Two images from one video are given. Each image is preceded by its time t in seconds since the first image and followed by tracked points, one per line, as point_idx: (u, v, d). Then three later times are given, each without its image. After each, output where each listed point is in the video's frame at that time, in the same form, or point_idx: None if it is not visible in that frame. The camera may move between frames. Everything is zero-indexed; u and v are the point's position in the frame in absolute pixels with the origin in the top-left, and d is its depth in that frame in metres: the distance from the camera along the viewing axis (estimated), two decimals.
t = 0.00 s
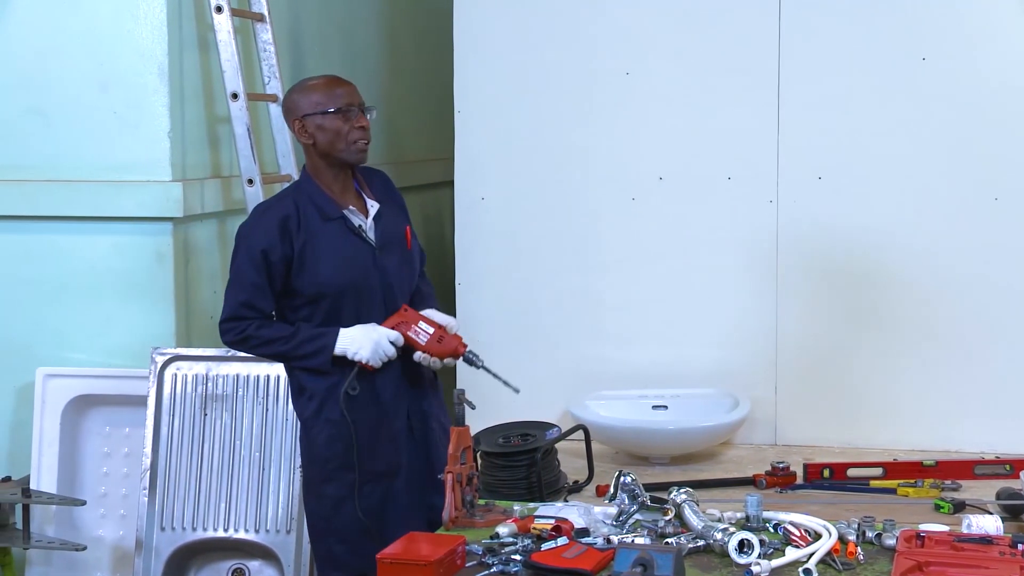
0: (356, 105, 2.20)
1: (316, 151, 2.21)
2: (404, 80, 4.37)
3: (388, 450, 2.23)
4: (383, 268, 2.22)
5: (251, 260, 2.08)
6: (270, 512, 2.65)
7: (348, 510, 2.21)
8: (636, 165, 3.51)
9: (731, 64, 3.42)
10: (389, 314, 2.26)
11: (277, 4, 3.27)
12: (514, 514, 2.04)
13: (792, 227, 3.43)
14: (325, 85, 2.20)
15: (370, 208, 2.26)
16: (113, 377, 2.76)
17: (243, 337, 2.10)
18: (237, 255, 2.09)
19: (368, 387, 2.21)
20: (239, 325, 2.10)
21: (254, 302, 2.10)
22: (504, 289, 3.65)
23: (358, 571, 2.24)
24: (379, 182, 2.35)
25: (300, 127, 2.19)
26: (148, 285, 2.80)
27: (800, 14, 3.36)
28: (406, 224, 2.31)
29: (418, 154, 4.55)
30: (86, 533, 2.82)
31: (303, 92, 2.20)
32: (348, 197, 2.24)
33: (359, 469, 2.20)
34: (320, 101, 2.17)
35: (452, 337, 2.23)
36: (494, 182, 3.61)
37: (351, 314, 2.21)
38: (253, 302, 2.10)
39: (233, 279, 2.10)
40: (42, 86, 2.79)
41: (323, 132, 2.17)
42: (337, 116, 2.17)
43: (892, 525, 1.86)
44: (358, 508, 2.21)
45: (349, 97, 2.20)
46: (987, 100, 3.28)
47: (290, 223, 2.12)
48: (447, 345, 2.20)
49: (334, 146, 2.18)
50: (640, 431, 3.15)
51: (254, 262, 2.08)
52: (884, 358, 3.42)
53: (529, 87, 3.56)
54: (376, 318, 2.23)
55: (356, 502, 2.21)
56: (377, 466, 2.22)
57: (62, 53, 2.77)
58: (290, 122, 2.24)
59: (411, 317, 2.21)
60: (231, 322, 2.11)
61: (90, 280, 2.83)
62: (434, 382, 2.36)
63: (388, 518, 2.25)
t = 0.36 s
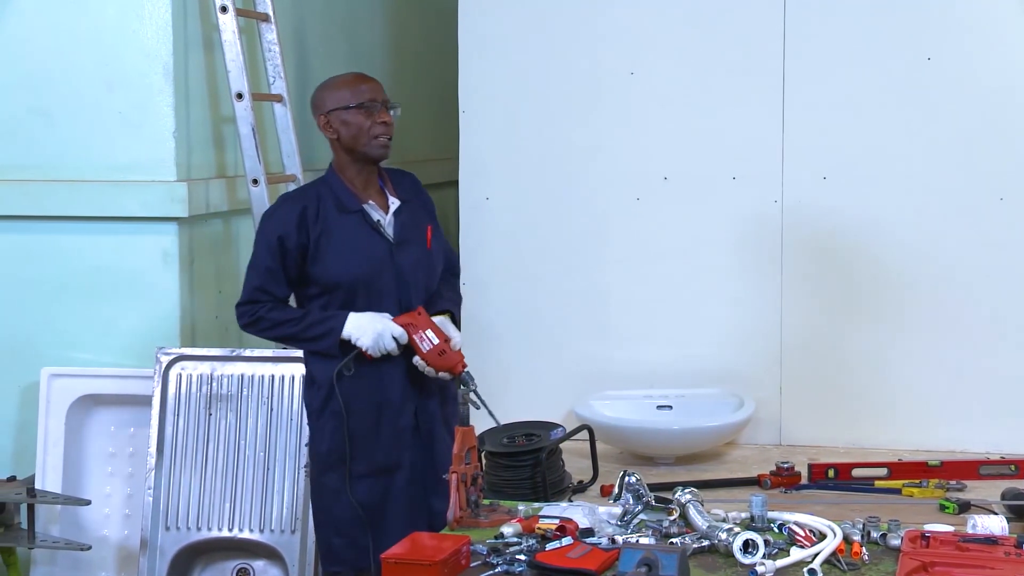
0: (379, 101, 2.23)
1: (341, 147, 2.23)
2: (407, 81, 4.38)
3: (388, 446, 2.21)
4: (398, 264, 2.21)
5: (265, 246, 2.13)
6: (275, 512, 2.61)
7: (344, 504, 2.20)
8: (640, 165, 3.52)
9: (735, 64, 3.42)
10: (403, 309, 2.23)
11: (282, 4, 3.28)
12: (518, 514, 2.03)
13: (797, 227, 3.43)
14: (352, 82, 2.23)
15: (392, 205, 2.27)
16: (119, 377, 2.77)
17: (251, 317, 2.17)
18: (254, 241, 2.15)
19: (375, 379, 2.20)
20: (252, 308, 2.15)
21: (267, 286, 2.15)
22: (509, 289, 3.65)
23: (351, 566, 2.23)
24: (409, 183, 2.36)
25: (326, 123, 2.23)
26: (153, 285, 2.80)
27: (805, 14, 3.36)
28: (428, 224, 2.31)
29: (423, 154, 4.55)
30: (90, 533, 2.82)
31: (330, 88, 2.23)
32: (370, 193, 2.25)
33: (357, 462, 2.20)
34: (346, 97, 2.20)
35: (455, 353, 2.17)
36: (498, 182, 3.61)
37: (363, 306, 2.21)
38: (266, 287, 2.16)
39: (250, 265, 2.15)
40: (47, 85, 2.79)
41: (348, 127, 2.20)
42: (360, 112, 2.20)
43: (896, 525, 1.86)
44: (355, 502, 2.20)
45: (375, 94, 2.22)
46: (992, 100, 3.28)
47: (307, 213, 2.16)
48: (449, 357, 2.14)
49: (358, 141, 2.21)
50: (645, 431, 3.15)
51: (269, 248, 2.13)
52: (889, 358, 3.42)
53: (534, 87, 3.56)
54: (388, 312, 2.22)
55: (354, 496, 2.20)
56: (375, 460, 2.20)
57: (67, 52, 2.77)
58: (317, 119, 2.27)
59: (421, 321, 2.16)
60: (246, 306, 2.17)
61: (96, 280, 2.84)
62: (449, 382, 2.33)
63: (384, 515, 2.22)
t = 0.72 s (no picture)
0: (433, 100, 2.23)
1: (393, 142, 2.26)
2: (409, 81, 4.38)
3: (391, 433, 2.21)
4: (424, 258, 2.22)
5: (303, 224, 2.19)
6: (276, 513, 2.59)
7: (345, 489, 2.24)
8: (642, 164, 3.52)
9: (738, 64, 3.42)
10: (423, 303, 2.23)
11: (284, 4, 3.28)
12: (520, 514, 2.03)
13: (799, 227, 3.43)
14: (411, 78, 2.25)
15: (429, 201, 2.28)
16: (121, 377, 2.77)
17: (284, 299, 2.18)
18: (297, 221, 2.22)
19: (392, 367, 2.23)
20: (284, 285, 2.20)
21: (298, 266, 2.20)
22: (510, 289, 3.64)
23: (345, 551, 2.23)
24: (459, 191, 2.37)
25: (380, 114, 2.25)
26: (156, 285, 2.81)
27: (807, 14, 3.36)
28: (463, 225, 2.31)
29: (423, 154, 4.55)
30: (92, 533, 2.82)
31: (388, 82, 2.25)
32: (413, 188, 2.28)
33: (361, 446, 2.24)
34: (402, 92, 2.22)
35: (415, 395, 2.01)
36: (499, 182, 3.61)
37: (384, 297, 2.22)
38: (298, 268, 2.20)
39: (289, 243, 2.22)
40: (48, 85, 2.79)
41: (399, 122, 2.22)
42: (413, 110, 2.21)
43: (898, 526, 1.86)
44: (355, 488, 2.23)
45: (431, 92, 2.24)
46: (994, 101, 3.28)
47: (347, 197, 2.22)
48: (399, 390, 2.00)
49: (408, 136, 2.22)
50: (647, 431, 3.15)
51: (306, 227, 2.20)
52: (892, 358, 3.42)
53: (535, 87, 3.56)
54: (408, 304, 2.22)
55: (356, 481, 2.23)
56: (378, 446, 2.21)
57: (69, 51, 2.77)
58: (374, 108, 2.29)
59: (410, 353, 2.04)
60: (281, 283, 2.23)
61: (98, 280, 2.84)
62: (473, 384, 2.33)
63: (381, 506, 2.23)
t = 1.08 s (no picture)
0: (479, 103, 2.12)
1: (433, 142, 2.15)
2: (409, 81, 4.37)
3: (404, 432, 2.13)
4: (450, 262, 2.12)
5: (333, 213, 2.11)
6: (276, 513, 2.60)
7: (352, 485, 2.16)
8: (643, 164, 3.52)
9: (738, 63, 3.42)
10: (444, 306, 2.12)
11: (284, 4, 3.28)
12: (520, 514, 2.03)
13: (799, 227, 3.43)
14: (459, 80, 2.14)
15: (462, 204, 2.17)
16: (121, 376, 2.77)
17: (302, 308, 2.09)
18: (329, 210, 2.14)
19: (411, 368, 2.13)
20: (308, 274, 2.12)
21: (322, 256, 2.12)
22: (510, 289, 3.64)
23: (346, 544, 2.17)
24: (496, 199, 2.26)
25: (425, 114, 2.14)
26: (156, 285, 2.80)
27: (807, 13, 3.36)
28: (492, 232, 2.20)
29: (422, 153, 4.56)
30: (92, 533, 2.82)
31: (436, 82, 2.15)
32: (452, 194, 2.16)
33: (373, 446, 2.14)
34: (449, 93, 2.11)
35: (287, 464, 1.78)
36: (500, 182, 3.61)
37: (405, 294, 2.12)
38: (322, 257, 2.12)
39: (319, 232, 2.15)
40: (48, 85, 2.79)
41: (442, 123, 2.11)
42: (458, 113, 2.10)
43: (899, 526, 1.86)
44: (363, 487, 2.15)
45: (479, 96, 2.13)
46: (994, 101, 3.28)
47: (380, 191, 2.13)
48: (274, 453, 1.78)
49: (450, 139, 2.12)
50: (647, 431, 3.15)
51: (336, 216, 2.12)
52: (892, 358, 3.42)
53: (536, 86, 3.56)
54: (429, 306, 2.12)
55: (363, 480, 2.14)
56: (388, 444, 2.13)
57: (70, 51, 2.77)
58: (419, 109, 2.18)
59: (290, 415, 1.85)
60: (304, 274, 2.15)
61: (99, 280, 2.84)
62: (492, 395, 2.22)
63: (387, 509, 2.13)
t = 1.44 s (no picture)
0: (463, 112, 2.09)
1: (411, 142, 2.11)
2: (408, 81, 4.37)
3: (401, 435, 2.11)
4: (434, 260, 2.10)
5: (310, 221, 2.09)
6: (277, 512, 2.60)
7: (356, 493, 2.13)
8: (644, 164, 3.52)
9: (739, 63, 3.42)
10: (432, 305, 2.10)
11: (284, 4, 3.28)
12: (521, 514, 2.03)
13: (799, 227, 3.43)
14: (447, 83, 2.10)
15: (439, 201, 2.15)
16: (122, 376, 2.77)
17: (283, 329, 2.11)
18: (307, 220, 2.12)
19: (401, 370, 2.11)
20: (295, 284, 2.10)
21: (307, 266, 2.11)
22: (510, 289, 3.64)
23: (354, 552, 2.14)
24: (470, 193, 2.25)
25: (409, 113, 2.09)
26: (156, 285, 2.81)
27: (808, 13, 3.36)
28: (470, 225, 2.18)
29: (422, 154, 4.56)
30: (93, 533, 2.82)
31: (423, 82, 2.09)
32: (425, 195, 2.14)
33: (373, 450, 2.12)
34: (437, 98, 2.07)
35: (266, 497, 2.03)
36: (500, 182, 3.61)
37: (392, 296, 2.10)
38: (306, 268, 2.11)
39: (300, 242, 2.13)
40: (48, 85, 2.79)
41: (424, 128, 2.07)
42: (442, 120, 2.07)
43: (899, 526, 1.86)
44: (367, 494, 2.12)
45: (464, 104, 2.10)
46: (995, 101, 3.28)
47: (355, 194, 2.10)
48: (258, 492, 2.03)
49: (429, 144, 2.09)
50: (647, 431, 3.15)
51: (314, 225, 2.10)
52: (893, 358, 3.42)
53: (537, 87, 3.56)
54: (416, 307, 2.10)
55: (365, 486, 2.12)
56: (387, 448, 2.11)
57: (70, 51, 2.77)
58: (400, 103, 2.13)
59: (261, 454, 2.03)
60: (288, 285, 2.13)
61: (99, 280, 2.84)
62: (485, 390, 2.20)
63: (392, 514, 2.11)
